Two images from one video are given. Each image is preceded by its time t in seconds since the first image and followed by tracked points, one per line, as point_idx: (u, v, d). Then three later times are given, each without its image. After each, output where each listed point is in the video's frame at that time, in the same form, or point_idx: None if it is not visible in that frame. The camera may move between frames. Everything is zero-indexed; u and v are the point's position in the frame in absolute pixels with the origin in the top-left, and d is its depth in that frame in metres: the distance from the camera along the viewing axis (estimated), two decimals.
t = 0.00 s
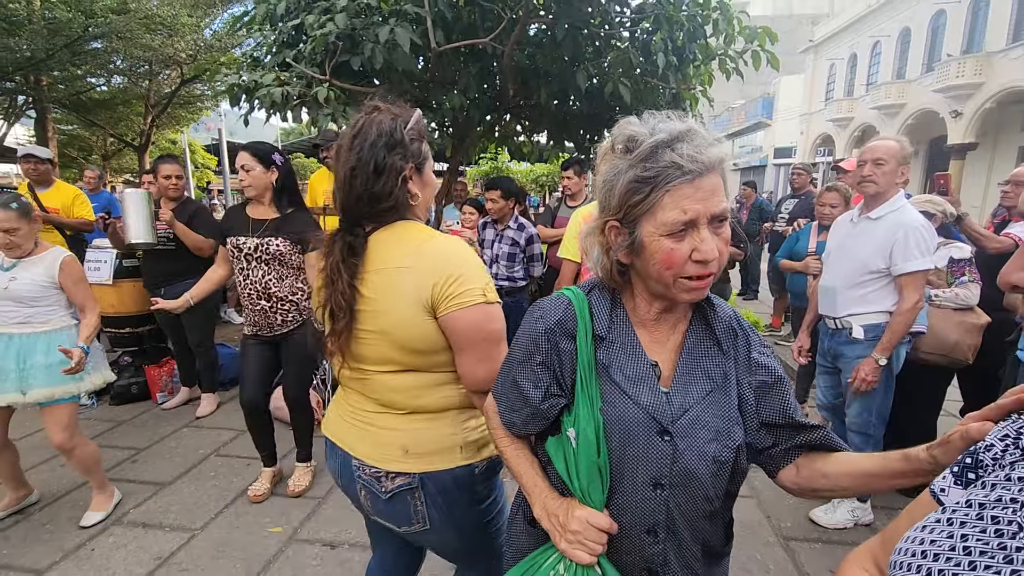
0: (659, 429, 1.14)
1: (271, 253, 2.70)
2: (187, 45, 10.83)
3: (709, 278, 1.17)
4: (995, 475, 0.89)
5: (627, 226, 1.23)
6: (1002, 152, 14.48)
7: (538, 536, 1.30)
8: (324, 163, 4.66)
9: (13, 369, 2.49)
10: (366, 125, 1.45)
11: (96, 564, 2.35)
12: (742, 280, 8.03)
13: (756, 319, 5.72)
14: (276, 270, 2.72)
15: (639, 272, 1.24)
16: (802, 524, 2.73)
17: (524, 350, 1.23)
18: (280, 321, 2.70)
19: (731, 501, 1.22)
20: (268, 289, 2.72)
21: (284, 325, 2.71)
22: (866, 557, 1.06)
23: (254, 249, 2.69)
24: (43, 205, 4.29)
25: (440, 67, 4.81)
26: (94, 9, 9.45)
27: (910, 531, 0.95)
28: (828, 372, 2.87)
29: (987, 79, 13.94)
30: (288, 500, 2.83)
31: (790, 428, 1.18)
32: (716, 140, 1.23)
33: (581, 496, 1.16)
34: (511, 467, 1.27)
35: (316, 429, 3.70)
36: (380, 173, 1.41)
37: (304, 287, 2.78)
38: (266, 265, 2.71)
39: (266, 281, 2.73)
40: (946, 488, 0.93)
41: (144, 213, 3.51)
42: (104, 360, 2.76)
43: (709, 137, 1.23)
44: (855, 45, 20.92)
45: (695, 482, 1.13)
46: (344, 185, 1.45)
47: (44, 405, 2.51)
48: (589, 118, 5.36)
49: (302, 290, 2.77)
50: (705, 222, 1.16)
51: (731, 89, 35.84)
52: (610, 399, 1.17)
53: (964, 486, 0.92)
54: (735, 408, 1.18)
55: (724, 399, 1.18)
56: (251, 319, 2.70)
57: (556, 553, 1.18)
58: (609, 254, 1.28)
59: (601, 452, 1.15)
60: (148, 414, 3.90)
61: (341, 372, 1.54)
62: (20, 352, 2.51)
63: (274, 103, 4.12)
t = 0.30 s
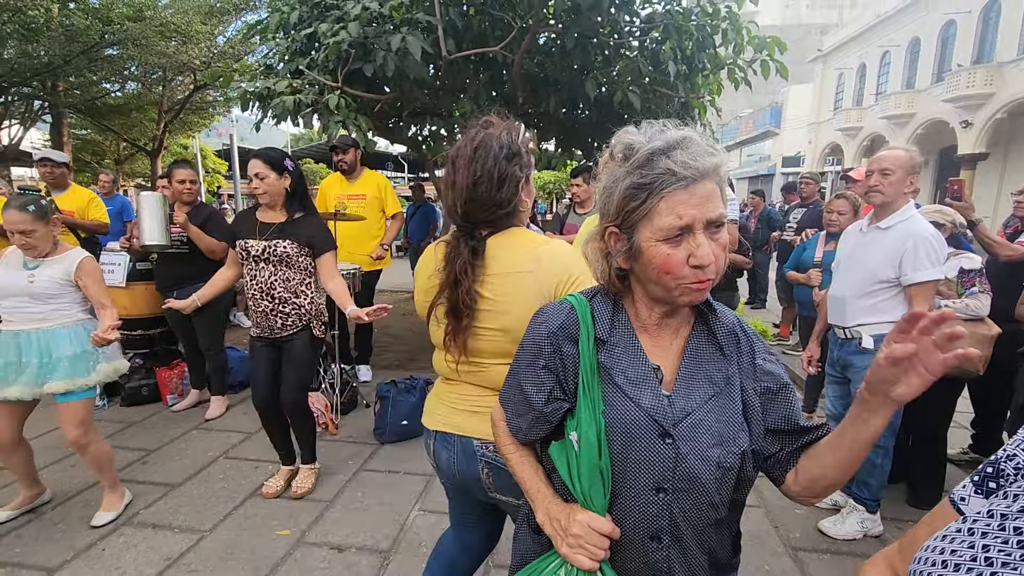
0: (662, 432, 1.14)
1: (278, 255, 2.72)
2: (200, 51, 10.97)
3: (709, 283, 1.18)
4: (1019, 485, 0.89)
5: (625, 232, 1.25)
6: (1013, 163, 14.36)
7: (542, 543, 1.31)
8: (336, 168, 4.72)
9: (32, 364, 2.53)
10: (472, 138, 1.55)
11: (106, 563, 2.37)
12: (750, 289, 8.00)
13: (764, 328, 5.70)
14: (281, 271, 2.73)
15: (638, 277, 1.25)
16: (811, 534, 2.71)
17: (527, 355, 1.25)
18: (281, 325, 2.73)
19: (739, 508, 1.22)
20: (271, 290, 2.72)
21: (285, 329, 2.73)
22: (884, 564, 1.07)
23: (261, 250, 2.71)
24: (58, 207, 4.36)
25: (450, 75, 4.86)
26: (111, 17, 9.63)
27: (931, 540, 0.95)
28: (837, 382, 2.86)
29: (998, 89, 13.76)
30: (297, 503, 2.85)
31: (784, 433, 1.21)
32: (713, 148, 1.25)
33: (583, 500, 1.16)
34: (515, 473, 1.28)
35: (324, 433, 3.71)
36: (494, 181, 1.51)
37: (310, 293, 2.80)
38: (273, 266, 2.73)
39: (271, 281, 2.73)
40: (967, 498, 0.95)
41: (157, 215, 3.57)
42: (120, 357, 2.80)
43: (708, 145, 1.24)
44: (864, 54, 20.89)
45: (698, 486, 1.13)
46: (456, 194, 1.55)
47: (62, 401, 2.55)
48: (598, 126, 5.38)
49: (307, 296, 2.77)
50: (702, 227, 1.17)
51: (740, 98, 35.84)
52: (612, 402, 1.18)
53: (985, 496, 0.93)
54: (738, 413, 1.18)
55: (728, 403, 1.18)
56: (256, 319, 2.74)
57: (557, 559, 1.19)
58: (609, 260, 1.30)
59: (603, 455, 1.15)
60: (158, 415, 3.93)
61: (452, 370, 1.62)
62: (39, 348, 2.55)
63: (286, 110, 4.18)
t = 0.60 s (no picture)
0: (661, 433, 1.12)
1: (273, 248, 2.70)
2: (212, 53, 10.91)
3: (691, 282, 1.13)
4: None
5: (612, 228, 1.23)
6: None
7: (541, 548, 1.30)
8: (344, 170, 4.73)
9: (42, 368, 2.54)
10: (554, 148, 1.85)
11: (113, 560, 2.37)
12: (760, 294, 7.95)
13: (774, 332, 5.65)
14: (285, 266, 2.71)
15: (629, 275, 1.22)
16: (823, 541, 2.67)
17: (524, 356, 1.21)
18: (287, 322, 2.71)
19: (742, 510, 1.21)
20: (276, 287, 2.71)
21: (290, 325, 2.72)
22: (906, 570, 1.04)
23: (262, 244, 2.72)
24: (71, 206, 4.39)
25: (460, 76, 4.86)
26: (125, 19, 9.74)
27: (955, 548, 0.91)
28: (853, 387, 2.81)
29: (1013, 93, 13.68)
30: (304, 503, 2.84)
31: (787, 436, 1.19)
32: (703, 145, 1.22)
33: (580, 503, 1.14)
34: (514, 477, 1.25)
35: (331, 433, 3.71)
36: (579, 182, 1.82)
37: (314, 288, 2.78)
38: (273, 261, 2.70)
39: (274, 278, 2.71)
40: (994, 502, 0.93)
41: (167, 213, 3.58)
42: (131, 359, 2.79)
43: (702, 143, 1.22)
44: (877, 58, 20.73)
45: (698, 488, 1.12)
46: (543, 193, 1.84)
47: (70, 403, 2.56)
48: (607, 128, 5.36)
49: (313, 292, 2.77)
50: (679, 224, 1.13)
51: (750, 101, 35.66)
52: (610, 403, 1.15)
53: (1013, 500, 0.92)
54: (739, 414, 1.16)
55: (729, 404, 1.16)
56: (261, 317, 2.73)
57: (557, 563, 1.18)
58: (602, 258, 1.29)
59: (601, 458, 1.13)
60: (167, 414, 3.94)
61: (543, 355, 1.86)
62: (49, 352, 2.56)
63: (296, 110, 4.19)
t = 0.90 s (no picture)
0: (627, 442, 1.10)
1: (287, 263, 2.73)
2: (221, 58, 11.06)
3: (643, 296, 1.11)
4: None
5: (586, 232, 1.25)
6: None
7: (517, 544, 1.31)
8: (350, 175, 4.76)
9: (55, 368, 2.57)
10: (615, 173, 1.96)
11: (123, 561, 2.39)
12: (766, 297, 7.93)
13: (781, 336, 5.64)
14: (292, 277, 2.74)
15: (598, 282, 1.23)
16: (832, 546, 2.65)
17: (506, 357, 1.23)
18: (292, 327, 2.73)
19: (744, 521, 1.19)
20: (282, 296, 2.73)
21: (295, 331, 2.73)
22: None
23: (271, 259, 2.73)
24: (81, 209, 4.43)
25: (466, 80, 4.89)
26: (134, 24, 9.84)
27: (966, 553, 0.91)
28: (859, 391, 2.80)
29: (1021, 95, 13.63)
30: (311, 505, 2.84)
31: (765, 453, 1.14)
32: (669, 152, 1.19)
33: (546, 504, 1.15)
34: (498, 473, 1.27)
35: (338, 436, 3.72)
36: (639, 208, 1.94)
37: (320, 297, 2.79)
38: (283, 270, 2.74)
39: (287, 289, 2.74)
40: (1005, 507, 0.93)
41: (176, 217, 3.61)
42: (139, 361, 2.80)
43: (681, 149, 1.21)
44: (883, 61, 20.69)
45: (665, 499, 1.09)
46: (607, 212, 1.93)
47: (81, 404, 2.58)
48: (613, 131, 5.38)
49: (318, 299, 2.78)
50: (629, 236, 1.12)
51: (755, 105, 35.62)
52: (582, 409, 1.14)
53: None
54: (715, 427, 1.12)
55: (704, 417, 1.12)
56: (266, 323, 2.74)
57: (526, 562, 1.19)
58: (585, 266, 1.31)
59: (570, 462, 1.13)
60: (175, 416, 3.96)
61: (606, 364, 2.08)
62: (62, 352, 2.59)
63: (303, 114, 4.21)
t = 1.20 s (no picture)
0: (585, 470, 1.09)
1: (277, 261, 2.70)
2: (220, 64, 11.13)
3: (590, 322, 1.09)
4: None
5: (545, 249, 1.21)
6: None
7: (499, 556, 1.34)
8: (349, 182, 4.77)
9: (57, 371, 2.57)
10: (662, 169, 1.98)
11: (124, 568, 2.39)
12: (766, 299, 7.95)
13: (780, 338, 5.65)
14: (283, 281, 2.72)
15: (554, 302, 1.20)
16: (832, 550, 2.66)
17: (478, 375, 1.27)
18: (287, 333, 2.72)
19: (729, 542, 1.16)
20: (275, 299, 2.71)
21: (290, 337, 2.73)
22: None
23: (260, 257, 2.71)
24: (82, 216, 4.44)
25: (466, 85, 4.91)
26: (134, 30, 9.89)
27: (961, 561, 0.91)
28: (858, 394, 2.80)
29: (1017, 97, 13.70)
30: (313, 511, 2.85)
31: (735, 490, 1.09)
32: (620, 172, 1.12)
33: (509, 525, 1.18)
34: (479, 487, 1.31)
35: (338, 441, 3.72)
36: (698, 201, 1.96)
37: (313, 300, 2.79)
38: (273, 274, 2.71)
39: (275, 290, 2.72)
40: (1000, 515, 0.93)
41: (176, 222, 3.61)
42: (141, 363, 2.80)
43: (636, 166, 1.14)
44: (880, 63, 20.76)
45: (625, 530, 1.08)
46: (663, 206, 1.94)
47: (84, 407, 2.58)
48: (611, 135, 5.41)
49: (311, 303, 2.77)
50: (572, 261, 1.09)
51: (754, 107, 35.72)
52: (546, 433, 1.15)
53: (1018, 513, 0.92)
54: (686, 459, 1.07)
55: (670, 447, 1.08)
56: (262, 328, 2.75)
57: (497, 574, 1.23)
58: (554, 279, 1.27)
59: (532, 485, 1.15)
60: (175, 422, 3.97)
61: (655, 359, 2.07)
62: (65, 355, 2.60)
63: (302, 120, 4.22)
